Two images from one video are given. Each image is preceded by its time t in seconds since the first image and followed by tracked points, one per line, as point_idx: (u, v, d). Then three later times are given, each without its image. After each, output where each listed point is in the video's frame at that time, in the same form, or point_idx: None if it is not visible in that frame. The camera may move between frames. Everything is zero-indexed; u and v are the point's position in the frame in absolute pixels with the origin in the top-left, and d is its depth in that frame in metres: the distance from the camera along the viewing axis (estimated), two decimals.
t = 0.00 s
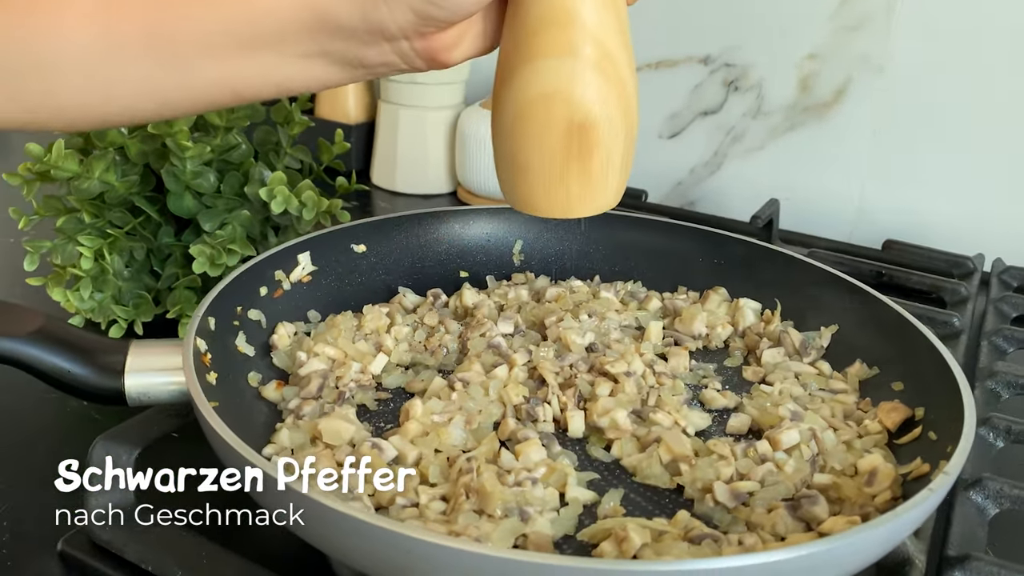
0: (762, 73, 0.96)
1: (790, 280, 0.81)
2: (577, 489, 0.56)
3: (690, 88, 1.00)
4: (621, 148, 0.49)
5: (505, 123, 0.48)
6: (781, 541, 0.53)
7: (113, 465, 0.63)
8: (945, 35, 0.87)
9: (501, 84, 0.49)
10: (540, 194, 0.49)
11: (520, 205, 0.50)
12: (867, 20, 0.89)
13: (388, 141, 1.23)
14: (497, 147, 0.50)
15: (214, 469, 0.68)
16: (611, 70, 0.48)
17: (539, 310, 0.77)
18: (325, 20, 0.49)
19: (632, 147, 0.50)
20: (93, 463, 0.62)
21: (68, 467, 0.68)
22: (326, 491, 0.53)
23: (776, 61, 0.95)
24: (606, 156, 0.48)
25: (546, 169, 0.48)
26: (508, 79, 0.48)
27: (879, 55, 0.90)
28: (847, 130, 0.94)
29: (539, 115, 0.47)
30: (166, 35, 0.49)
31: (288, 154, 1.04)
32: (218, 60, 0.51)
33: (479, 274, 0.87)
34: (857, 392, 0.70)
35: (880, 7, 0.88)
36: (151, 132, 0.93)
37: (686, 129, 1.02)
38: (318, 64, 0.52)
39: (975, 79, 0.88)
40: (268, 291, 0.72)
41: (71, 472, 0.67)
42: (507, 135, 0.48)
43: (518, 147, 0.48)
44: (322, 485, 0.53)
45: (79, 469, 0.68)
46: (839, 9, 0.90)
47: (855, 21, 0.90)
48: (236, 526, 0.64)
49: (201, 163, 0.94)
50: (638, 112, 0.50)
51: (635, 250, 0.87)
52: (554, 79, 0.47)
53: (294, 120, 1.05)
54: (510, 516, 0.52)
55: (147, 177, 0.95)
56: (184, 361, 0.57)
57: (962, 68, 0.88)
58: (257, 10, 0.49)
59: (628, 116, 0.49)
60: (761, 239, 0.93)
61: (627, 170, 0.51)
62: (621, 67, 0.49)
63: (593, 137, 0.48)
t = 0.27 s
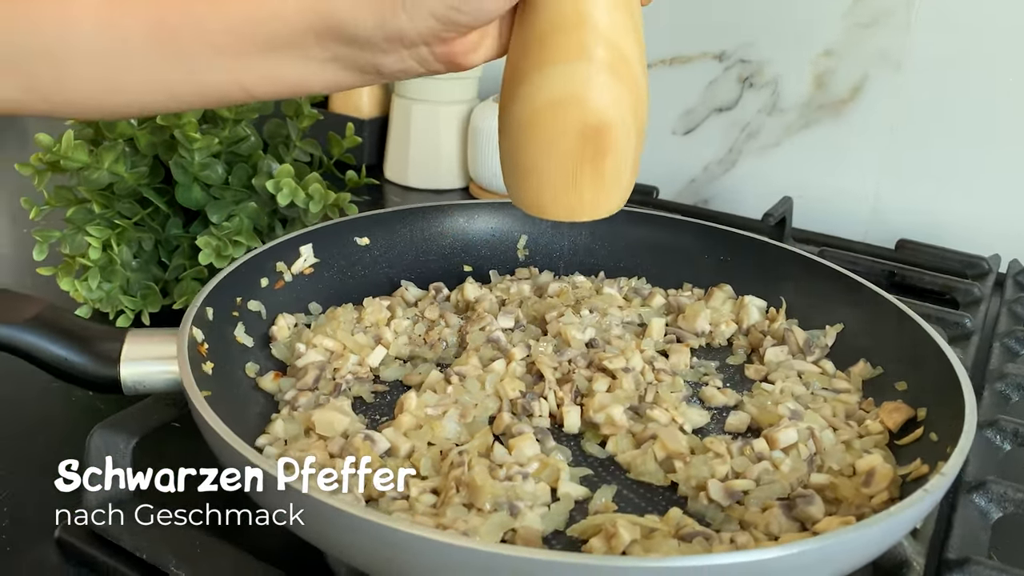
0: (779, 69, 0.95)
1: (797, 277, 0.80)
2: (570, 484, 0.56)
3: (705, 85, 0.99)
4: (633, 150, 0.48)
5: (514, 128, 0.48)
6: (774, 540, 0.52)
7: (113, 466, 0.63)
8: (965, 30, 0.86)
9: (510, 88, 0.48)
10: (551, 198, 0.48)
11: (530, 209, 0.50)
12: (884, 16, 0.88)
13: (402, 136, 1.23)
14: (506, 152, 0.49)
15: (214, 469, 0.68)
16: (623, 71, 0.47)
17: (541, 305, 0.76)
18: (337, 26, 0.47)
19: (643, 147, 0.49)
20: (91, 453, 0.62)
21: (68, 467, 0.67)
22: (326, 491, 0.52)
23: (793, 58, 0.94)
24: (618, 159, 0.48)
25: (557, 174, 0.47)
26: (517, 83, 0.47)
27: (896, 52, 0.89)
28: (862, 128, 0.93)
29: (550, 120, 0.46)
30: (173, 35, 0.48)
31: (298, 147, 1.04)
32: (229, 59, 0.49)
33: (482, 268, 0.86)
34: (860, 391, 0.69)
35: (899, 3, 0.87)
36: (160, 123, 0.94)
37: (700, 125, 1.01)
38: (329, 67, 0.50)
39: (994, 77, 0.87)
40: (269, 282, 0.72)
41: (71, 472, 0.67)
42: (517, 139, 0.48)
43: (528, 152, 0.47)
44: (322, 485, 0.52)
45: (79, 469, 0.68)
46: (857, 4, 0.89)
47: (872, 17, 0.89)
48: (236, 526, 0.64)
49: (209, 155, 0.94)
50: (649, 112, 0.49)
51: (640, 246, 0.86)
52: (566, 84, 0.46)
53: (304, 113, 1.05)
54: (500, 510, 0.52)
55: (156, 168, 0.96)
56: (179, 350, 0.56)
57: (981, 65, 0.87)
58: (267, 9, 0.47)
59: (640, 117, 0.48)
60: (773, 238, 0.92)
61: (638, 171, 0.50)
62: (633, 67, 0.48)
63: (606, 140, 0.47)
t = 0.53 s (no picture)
0: (794, 67, 0.94)
1: (803, 276, 0.79)
2: (562, 479, 0.55)
3: (719, 82, 0.99)
4: (668, 115, 0.44)
5: (543, 98, 0.43)
6: (767, 540, 0.52)
7: (113, 466, 0.64)
8: (983, 28, 0.84)
9: (534, 52, 0.43)
10: (584, 172, 0.44)
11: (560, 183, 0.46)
12: (901, 13, 0.87)
13: (415, 131, 1.23)
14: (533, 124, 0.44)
15: (214, 469, 0.67)
16: (657, 31, 0.43)
17: (542, 300, 0.76)
18: None
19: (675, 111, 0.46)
20: (88, 444, 0.64)
21: (69, 467, 0.68)
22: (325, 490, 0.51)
23: (809, 55, 0.93)
24: (654, 127, 0.44)
25: (592, 147, 0.43)
26: (544, 47, 0.42)
27: (913, 50, 0.88)
28: (879, 127, 0.92)
29: (583, 90, 0.42)
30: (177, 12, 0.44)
31: (307, 141, 1.05)
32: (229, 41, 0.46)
33: (486, 263, 0.86)
34: (863, 391, 0.68)
35: None
36: (169, 116, 0.94)
37: (714, 122, 1.00)
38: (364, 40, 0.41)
39: (1013, 75, 0.85)
40: (270, 275, 0.72)
41: (71, 472, 0.68)
42: (547, 111, 0.43)
43: (560, 124, 0.43)
44: (322, 485, 0.51)
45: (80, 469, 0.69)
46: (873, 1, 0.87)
47: (888, 15, 0.87)
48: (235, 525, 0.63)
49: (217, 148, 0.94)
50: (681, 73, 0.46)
51: (646, 242, 0.86)
52: (599, 49, 0.41)
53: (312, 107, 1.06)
54: (489, 504, 0.52)
55: (165, 160, 0.97)
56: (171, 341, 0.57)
57: (1000, 63, 0.85)
58: None
59: (673, 80, 0.44)
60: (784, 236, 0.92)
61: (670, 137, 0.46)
62: (665, 26, 0.44)
63: (642, 108, 0.43)
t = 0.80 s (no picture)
0: (809, 64, 0.92)
1: (809, 274, 0.78)
2: (555, 475, 0.55)
3: (733, 79, 0.97)
4: (709, 120, 0.40)
5: (571, 89, 0.38)
6: (760, 539, 0.51)
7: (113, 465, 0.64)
8: (1001, 26, 0.83)
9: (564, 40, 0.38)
10: (613, 177, 0.39)
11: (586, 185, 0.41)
12: (918, 11, 0.85)
13: (428, 127, 1.23)
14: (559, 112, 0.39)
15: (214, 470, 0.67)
16: (699, 30, 0.38)
17: (544, 296, 0.76)
18: None
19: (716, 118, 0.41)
20: (89, 431, 0.63)
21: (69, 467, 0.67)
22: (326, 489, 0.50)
23: (823, 52, 0.91)
24: (690, 132, 0.39)
25: (621, 147, 0.38)
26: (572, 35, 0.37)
27: (929, 48, 0.86)
28: (895, 126, 0.91)
29: (614, 84, 0.37)
30: None
31: (316, 134, 1.05)
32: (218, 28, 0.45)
33: (490, 258, 0.86)
34: (866, 391, 0.67)
35: None
36: (179, 109, 0.95)
37: (727, 120, 0.99)
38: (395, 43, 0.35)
39: None
40: (271, 267, 0.73)
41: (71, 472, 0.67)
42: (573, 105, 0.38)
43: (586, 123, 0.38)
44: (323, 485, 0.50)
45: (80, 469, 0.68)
46: None
47: (904, 12, 0.86)
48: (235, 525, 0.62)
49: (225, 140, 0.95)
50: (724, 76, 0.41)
51: (651, 238, 0.85)
52: (632, 41, 0.36)
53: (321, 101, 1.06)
54: (479, 498, 0.51)
55: (175, 153, 0.97)
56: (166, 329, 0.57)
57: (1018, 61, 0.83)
58: None
59: (714, 80, 0.39)
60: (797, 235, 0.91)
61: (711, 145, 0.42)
62: (706, 18, 0.38)
63: (678, 109, 0.38)
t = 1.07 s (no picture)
0: (824, 60, 0.91)
1: (816, 272, 0.77)
2: (548, 469, 0.55)
3: (749, 75, 0.96)
4: (715, 148, 0.44)
5: (581, 117, 0.43)
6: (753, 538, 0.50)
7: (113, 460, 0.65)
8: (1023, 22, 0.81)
9: (577, 70, 0.43)
10: (620, 196, 0.44)
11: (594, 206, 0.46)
12: (937, 7, 0.84)
13: (440, 122, 1.22)
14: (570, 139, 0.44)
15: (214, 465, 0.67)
16: (710, 65, 0.43)
17: (546, 291, 0.75)
18: None
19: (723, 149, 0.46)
20: (87, 423, 0.65)
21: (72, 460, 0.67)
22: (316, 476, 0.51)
23: (841, 48, 0.90)
24: (697, 158, 0.44)
25: (630, 169, 0.43)
26: (585, 66, 0.43)
27: (949, 43, 0.85)
28: (912, 123, 0.90)
29: (627, 110, 0.42)
30: None
31: (325, 128, 1.05)
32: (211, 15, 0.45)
33: (495, 253, 0.85)
34: (869, 390, 0.66)
35: None
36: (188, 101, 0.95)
37: (742, 116, 0.98)
38: (394, 56, 0.45)
39: None
40: (273, 259, 0.73)
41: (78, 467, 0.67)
42: (583, 129, 0.43)
43: (597, 145, 0.43)
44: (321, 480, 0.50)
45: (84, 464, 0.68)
46: None
47: (922, 9, 0.85)
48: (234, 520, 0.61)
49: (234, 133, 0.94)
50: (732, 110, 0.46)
51: (658, 235, 0.84)
52: (645, 69, 0.42)
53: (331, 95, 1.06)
54: (470, 491, 0.51)
55: (184, 146, 0.98)
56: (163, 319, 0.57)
57: None
58: None
59: (724, 111, 0.44)
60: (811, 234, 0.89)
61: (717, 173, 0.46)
62: (720, 57, 0.44)
63: (686, 135, 0.43)
